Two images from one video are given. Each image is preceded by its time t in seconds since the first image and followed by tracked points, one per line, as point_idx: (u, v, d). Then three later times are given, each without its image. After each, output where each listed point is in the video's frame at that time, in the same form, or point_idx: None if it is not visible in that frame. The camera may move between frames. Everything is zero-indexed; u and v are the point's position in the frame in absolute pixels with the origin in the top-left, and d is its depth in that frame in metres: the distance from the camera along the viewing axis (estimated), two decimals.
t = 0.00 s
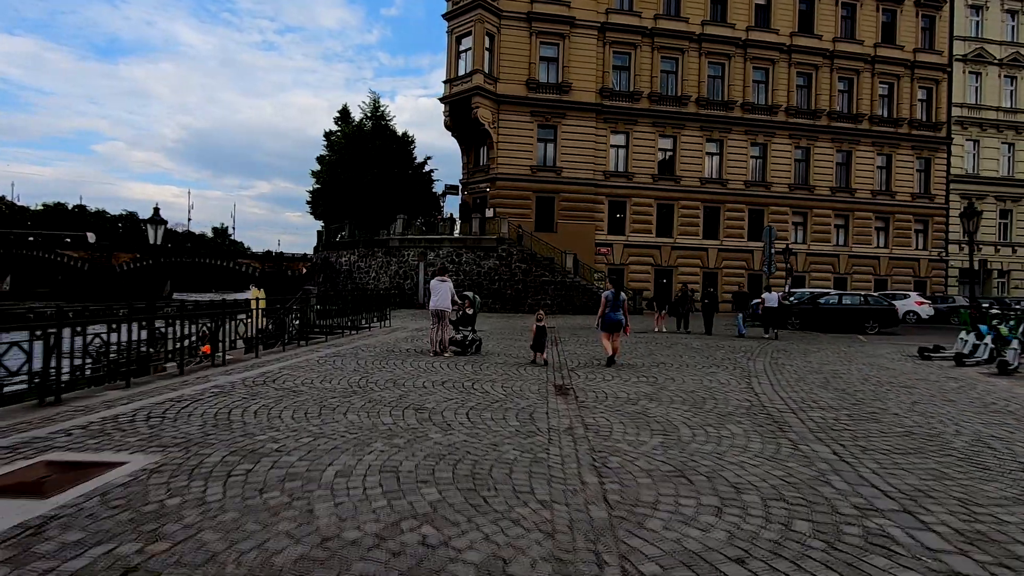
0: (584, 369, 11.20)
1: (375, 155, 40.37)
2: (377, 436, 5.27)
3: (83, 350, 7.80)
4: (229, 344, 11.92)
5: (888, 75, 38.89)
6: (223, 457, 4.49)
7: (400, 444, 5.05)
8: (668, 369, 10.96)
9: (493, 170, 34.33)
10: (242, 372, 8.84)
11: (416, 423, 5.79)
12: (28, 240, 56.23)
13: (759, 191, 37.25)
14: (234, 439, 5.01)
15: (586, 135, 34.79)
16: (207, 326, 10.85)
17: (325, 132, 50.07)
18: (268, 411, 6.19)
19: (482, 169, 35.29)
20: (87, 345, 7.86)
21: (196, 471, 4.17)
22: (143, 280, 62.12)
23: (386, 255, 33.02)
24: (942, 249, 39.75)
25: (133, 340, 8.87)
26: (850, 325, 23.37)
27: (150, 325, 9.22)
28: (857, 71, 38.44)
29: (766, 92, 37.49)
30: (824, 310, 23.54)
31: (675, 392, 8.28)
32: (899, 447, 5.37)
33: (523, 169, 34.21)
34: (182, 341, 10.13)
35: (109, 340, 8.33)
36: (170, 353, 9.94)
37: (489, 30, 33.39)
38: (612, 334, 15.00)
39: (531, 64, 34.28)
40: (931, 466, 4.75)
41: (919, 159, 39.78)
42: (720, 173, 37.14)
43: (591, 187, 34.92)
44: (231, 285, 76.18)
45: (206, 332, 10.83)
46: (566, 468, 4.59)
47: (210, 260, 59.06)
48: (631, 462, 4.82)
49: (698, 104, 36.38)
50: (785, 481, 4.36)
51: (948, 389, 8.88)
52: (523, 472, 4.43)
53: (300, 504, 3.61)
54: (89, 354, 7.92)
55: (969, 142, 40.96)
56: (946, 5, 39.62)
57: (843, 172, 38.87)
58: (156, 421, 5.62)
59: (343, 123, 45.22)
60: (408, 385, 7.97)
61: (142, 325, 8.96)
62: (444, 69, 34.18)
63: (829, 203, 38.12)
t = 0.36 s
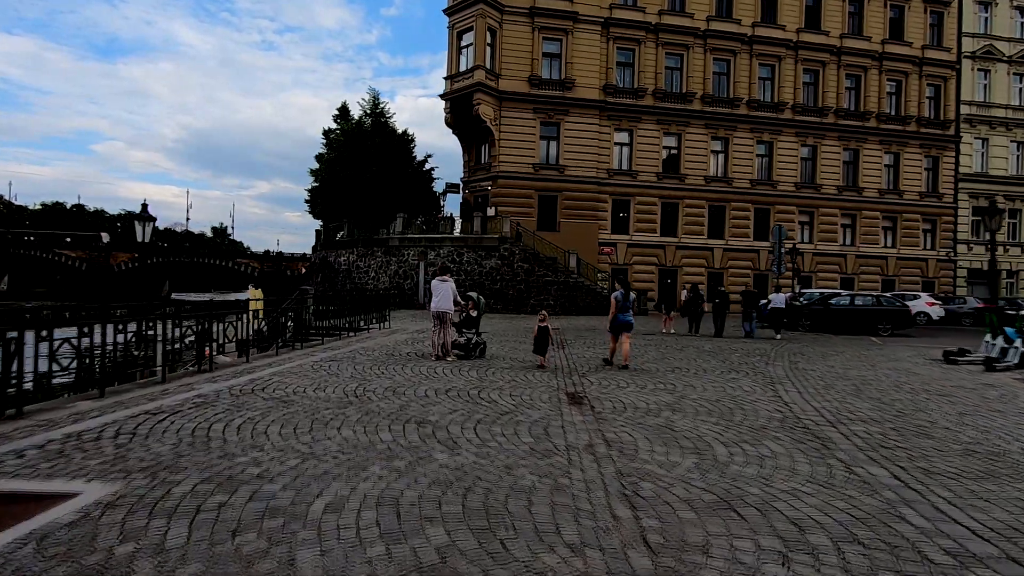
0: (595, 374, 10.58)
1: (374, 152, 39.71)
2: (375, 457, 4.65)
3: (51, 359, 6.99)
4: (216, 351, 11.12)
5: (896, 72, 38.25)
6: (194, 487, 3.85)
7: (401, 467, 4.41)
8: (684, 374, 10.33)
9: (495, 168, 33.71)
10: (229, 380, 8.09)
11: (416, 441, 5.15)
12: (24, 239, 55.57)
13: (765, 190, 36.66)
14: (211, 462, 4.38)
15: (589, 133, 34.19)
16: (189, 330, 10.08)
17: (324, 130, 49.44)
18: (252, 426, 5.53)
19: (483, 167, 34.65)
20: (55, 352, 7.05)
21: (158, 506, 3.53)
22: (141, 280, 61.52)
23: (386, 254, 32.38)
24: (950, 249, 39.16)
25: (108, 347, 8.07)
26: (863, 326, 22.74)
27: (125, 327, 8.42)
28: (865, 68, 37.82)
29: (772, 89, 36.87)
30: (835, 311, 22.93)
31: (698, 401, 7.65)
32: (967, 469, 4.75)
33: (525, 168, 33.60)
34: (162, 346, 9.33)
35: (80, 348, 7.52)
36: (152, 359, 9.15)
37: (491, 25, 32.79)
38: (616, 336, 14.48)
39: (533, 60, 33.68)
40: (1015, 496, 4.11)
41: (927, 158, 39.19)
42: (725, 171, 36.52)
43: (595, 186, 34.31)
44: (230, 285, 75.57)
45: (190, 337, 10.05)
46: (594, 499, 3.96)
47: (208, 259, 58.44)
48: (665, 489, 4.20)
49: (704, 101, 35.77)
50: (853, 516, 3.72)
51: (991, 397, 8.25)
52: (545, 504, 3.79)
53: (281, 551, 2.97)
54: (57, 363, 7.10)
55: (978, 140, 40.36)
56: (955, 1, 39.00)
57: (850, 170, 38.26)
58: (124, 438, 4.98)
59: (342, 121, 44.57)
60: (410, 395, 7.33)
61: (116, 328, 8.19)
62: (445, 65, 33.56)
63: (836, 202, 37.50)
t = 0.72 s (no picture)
0: (614, 379, 9.95)
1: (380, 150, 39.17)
2: (382, 482, 4.04)
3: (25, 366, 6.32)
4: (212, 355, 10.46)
5: (913, 67, 37.35)
6: (168, 524, 3.26)
7: (413, 496, 3.81)
8: (710, 380, 9.68)
9: (502, 166, 33.10)
10: (223, 388, 7.45)
11: (428, 462, 4.55)
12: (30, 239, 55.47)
13: (778, 189, 35.88)
14: (193, 490, 3.77)
15: (599, 130, 33.56)
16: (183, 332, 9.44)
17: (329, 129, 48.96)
18: (245, 442, 4.93)
19: (490, 165, 34.05)
20: (29, 358, 6.38)
21: (121, 551, 2.93)
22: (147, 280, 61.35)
23: (392, 254, 31.85)
24: (968, 249, 38.25)
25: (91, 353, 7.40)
26: (884, 329, 21.96)
27: (110, 330, 7.76)
28: (881, 63, 36.95)
29: (785, 86, 36.07)
30: (855, 313, 22.19)
31: (734, 413, 6.98)
32: None
33: (533, 166, 32.99)
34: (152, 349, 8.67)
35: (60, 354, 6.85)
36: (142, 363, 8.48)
37: (499, 20, 32.20)
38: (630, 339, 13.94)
39: (542, 56, 33.06)
40: None
41: (944, 156, 38.30)
42: (737, 169, 35.75)
43: (604, 184, 33.67)
44: (236, 285, 75.36)
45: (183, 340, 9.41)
46: (644, 539, 3.33)
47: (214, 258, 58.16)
48: (721, 525, 3.58)
49: (715, 98, 35.01)
50: (962, 565, 3.08)
51: None
52: (584, 545, 3.18)
53: None
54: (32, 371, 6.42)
55: (997, 137, 39.40)
56: None
57: (865, 168, 37.39)
58: (97, 459, 4.38)
59: (347, 119, 44.06)
60: (420, 405, 6.72)
61: (100, 331, 7.53)
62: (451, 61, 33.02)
63: (851, 200, 36.63)
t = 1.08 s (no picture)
0: (648, 388, 9.28)
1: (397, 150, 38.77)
2: (406, 525, 3.45)
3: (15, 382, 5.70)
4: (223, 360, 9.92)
5: (946, 61, 35.98)
6: None
7: (443, 545, 3.22)
8: (753, 392, 8.96)
9: (521, 165, 32.50)
10: (232, 399, 6.89)
11: (458, 496, 3.95)
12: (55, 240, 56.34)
13: (804, 187, 34.80)
14: (186, 535, 3.22)
15: (619, 128, 32.84)
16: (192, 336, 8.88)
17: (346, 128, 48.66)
18: (253, 469, 4.38)
19: (508, 164, 33.46)
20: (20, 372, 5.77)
21: None
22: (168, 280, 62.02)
23: (409, 254, 31.46)
24: (1005, 250, 36.74)
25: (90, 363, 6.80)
26: (922, 333, 20.92)
27: (112, 336, 7.19)
28: (913, 57, 35.65)
29: (812, 81, 34.99)
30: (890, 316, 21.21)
31: (790, 432, 6.30)
32: None
33: (552, 165, 32.36)
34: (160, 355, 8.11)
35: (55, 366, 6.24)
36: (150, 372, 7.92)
37: (517, 16, 31.62)
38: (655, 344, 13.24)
39: (561, 52, 32.41)
40: None
41: (979, 153, 36.87)
42: (762, 168, 34.74)
43: (625, 183, 32.93)
44: (255, 285, 75.92)
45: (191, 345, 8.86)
46: None
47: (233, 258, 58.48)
48: None
49: (740, 94, 34.05)
50: None
51: None
52: None
53: None
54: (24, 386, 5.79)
55: None
56: None
57: (896, 165, 36.13)
58: (84, 489, 3.86)
59: (365, 118, 43.79)
60: (443, 422, 6.13)
61: (101, 338, 6.95)
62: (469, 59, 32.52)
63: (881, 199, 35.41)
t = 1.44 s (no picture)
0: (690, 397, 8.55)
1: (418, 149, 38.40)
2: (433, 575, 2.88)
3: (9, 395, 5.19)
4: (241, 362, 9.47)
5: (991, 51, 34.32)
6: None
7: None
8: (807, 403, 8.17)
9: (543, 164, 31.87)
10: (244, 409, 6.39)
11: (494, 536, 3.35)
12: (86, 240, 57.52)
13: (839, 184, 33.47)
14: None
15: (645, 124, 31.98)
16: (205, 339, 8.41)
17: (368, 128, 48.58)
18: (259, 496, 3.83)
19: (531, 162, 32.83)
20: (9, 380, 5.30)
21: None
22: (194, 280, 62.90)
23: (430, 254, 31.07)
24: None
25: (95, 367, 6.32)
26: (972, 337, 19.72)
27: (116, 340, 6.70)
28: (954, 48, 34.05)
29: (847, 74, 33.67)
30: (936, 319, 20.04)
31: (864, 453, 5.55)
32: None
33: (576, 163, 31.67)
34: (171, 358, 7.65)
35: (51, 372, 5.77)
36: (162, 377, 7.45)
37: (540, 11, 30.98)
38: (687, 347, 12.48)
39: (586, 48, 31.71)
40: None
41: None
42: (795, 164, 33.54)
43: (650, 181, 32.08)
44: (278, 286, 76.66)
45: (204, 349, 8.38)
46: None
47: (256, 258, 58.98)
48: None
49: (770, 88, 32.92)
50: None
51: None
52: None
53: None
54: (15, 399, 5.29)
55: None
56: None
57: (936, 161, 34.57)
58: (66, 521, 3.35)
59: (386, 117, 43.60)
60: (473, 438, 5.55)
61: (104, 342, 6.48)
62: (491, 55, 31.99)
63: (920, 196, 33.91)
